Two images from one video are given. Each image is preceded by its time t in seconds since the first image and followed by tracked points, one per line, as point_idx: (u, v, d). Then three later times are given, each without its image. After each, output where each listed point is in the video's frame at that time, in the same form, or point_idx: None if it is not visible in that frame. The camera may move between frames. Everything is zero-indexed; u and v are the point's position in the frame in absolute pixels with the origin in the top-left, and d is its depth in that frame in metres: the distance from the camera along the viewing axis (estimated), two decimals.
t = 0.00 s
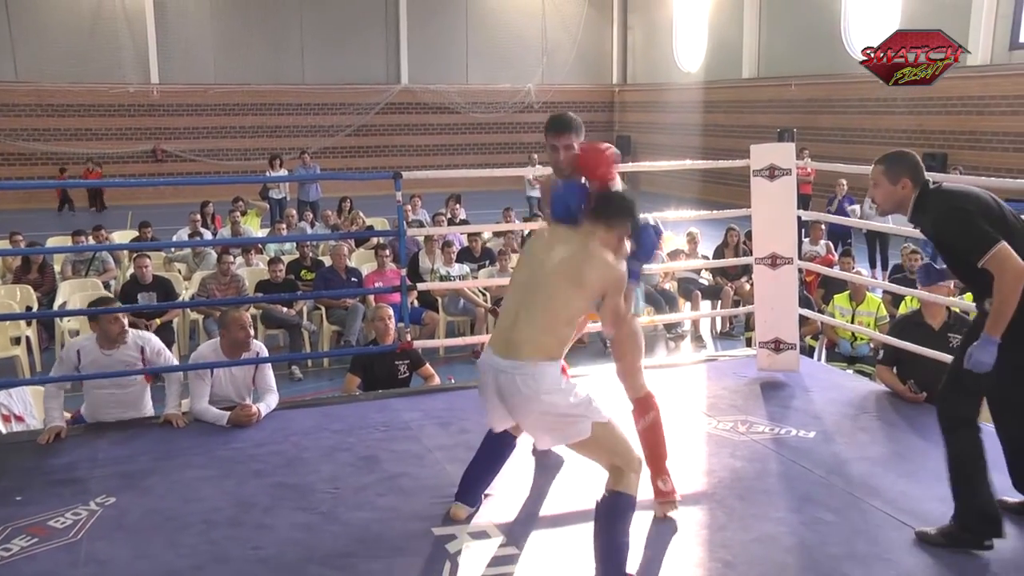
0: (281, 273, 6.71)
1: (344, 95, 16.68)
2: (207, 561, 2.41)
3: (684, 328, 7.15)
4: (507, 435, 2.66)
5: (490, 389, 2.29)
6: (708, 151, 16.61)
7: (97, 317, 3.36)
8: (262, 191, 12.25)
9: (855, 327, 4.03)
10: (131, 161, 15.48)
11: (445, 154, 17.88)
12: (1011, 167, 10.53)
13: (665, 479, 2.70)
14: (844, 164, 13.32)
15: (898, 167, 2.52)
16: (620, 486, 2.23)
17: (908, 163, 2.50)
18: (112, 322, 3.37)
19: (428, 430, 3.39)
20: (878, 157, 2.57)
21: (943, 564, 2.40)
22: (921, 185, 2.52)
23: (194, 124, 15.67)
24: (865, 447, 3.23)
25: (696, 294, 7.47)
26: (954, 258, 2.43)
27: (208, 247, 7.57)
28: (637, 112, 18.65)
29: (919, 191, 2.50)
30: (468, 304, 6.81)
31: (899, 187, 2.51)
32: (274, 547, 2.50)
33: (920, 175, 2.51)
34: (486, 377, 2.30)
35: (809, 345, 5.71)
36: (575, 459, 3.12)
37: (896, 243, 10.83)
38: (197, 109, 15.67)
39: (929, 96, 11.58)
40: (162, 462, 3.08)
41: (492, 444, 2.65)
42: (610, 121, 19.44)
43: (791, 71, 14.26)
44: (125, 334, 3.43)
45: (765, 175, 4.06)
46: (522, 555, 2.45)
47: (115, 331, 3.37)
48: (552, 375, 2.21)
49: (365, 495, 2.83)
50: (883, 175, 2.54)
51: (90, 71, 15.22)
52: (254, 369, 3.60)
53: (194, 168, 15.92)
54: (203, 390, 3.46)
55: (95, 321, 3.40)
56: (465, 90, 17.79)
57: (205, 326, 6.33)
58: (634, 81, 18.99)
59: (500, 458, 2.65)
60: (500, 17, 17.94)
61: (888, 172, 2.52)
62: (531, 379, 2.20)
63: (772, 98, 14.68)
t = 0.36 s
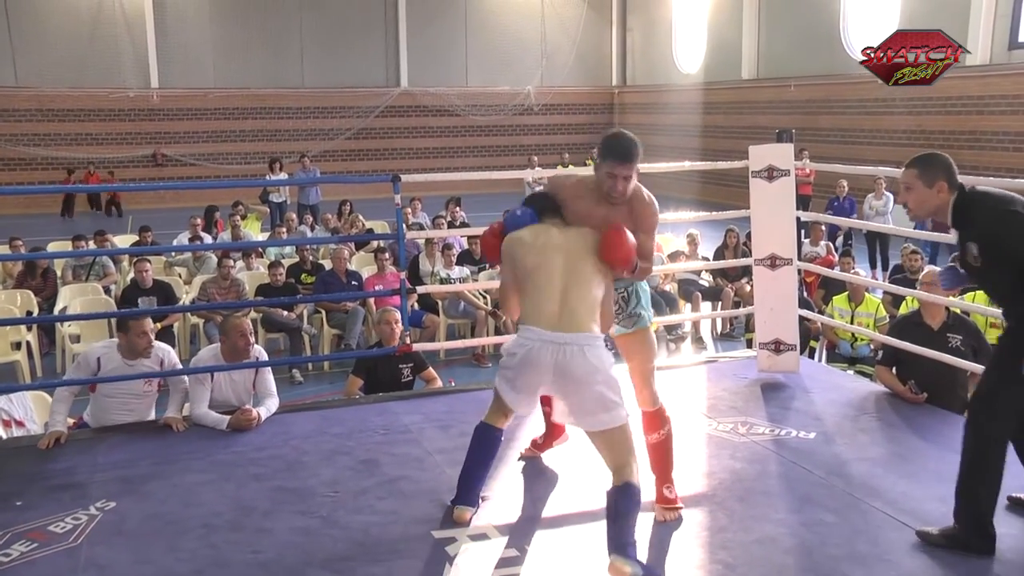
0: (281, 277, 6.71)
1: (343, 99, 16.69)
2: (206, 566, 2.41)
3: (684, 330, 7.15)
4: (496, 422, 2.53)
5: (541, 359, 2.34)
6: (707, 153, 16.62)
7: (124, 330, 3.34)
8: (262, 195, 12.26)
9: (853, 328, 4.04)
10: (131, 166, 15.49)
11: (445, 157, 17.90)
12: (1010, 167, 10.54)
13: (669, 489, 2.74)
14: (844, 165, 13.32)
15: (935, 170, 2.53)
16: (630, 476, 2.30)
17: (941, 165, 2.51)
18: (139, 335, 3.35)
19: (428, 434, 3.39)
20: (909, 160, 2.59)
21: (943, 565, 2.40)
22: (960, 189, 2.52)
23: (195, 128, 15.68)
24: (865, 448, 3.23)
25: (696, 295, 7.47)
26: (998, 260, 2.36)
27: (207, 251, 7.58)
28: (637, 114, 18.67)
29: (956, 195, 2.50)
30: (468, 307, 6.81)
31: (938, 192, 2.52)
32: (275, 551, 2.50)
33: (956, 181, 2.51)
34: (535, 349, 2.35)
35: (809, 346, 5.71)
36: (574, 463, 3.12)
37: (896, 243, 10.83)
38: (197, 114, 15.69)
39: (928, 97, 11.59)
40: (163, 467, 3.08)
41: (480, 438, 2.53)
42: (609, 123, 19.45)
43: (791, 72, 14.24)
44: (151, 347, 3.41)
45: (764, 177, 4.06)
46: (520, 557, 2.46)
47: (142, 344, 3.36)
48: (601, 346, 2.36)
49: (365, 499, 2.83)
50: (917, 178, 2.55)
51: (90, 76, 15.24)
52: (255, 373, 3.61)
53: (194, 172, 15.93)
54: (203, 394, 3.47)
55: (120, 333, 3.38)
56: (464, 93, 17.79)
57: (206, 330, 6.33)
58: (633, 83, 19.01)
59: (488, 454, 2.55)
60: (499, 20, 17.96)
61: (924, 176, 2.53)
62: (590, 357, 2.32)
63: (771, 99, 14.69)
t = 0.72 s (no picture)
0: (281, 278, 6.71)
1: (343, 100, 16.70)
2: (205, 567, 2.41)
3: (683, 332, 7.15)
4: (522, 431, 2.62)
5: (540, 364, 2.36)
6: (708, 154, 16.63)
7: (136, 332, 3.33)
8: (262, 196, 12.27)
9: (852, 329, 4.04)
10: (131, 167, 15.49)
11: (446, 158, 17.91)
12: (1010, 168, 10.54)
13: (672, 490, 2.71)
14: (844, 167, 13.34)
15: (954, 189, 2.52)
16: (656, 477, 2.26)
17: (961, 183, 2.50)
18: (152, 336, 3.33)
19: (428, 435, 3.39)
20: (926, 178, 2.59)
21: (943, 566, 2.40)
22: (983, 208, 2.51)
23: (195, 129, 15.69)
24: (864, 450, 3.23)
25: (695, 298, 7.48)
26: None
27: (207, 252, 7.58)
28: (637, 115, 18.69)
29: (979, 215, 2.50)
30: (468, 308, 6.81)
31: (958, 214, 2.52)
32: (274, 553, 2.50)
33: (977, 199, 2.50)
34: (536, 352, 2.37)
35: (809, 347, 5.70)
36: (575, 463, 3.12)
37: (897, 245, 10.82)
38: (198, 115, 15.70)
39: (927, 98, 11.60)
40: (163, 468, 3.08)
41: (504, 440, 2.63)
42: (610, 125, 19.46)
43: (791, 74, 14.25)
44: (163, 349, 3.40)
45: (764, 179, 4.06)
46: (522, 559, 2.45)
47: (154, 346, 3.34)
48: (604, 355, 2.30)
49: (365, 500, 2.83)
50: (934, 196, 2.55)
51: (90, 78, 15.24)
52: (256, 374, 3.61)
53: (194, 174, 15.94)
54: (204, 395, 3.47)
55: (133, 334, 3.37)
56: (464, 94, 17.80)
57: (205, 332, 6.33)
58: (633, 85, 19.02)
59: (508, 456, 2.64)
60: (499, 21, 17.96)
61: (941, 193, 2.53)
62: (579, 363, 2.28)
63: (770, 101, 14.72)
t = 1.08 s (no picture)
0: (281, 277, 6.71)
1: (343, 99, 16.71)
2: (204, 567, 2.41)
3: (683, 330, 7.14)
4: (500, 430, 2.59)
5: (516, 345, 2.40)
6: (708, 152, 16.61)
7: (132, 335, 3.31)
8: (262, 195, 12.28)
9: (851, 326, 4.04)
10: (131, 167, 15.50)
11: (445, 157, 17.90)
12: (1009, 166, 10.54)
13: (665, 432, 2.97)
14: (844, 164, 13.34)
15: (987, 119, 2.35)
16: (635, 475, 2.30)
17: (996, 115, 2.33)
18: (147, 338, 3.32)
19: (427, 434, 3.38)
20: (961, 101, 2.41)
21: (942, 564, 2.40)
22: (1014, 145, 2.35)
23: (195, 128, 15.69)
24: (864, 448, 3.23)
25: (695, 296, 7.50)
26: None
27: (206, 252, 7.58)
28: (637, 113, 18.68)
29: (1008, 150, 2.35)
30: (468, 307, 6.82)
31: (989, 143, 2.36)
32: (273, 552, 2.49)
33: (1009, 134, 2.34)
34: (514, 330, 2.42)
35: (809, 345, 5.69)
36: (574, 463, 3.11)
37: (897, 243, 10.81)
38: (197, 114, 15.70)
39: (927, 97, 11.60)
40: (162, 467, 3.08)
41: (485, 443, 2.60)
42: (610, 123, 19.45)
43: (791, 73, 14.24)
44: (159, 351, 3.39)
45: (763, 177, 4.06)
46: (522, 558, 2.45)
47: (150, 348, 3.33)
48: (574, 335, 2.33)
49: (365, 499, 2.83)
50: (963, 125, 2.40)
51: (89, 76, 15.24)
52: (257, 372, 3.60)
53: (194, 173, 15.95)
54: (204, 395, 3.47)
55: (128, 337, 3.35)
56: (464, 92, 17.80)
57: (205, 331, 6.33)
58: (633, 83, 19.01)
59: (494, 458, 2.61)
60: (499, 19, 17.95)
61: (969, 123, 2.38)
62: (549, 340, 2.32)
63: (770, 99, 14.72)
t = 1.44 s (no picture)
0: (281, 275, 6.71)
1: (342, 97, 16.73)
2: (204, 566, 2.41)
3: (683, 327, 7.14)
4: (485, 429, 2.56)
5: (509, 330, 2.42)
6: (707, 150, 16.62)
7: (125, 331, 3.33)
8: (262, 194, 12.28)
9: (849, 323, 4.03)
10: (131, 165, 15.52)
11: (444, 155, 17.91)
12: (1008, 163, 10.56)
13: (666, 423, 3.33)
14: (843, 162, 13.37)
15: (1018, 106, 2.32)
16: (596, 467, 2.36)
17: None
18: (141, 333, 3.33)
19: (427, 432, 3.38)
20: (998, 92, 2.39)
21: (942, 561, 2.40)
22: None
23: (194, 127, 15.70)
24: (864, 445, 3.22)
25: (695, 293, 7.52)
26: None
27: (206, 250, 7.59)
28: (636, 111, 18.70)
29: None
30: (467, 305, 6.83)
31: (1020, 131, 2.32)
32: (273, 551, 2.49)
33: None
34: (505, 319, 2.44)
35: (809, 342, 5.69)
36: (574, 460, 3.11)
37: (895, 239, 10.83)
38: (197, 112, 15.71)
39: (926, 94, 11.61)
40: (162, 466, 3.08)
41: (472, 444, 2.57)
42: (609, 121, 19.45)
43: (791, 70, 14.24)
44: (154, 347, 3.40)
45: (762, 174, 4.06)
46: (520, 556, 2.45)
47: (144, 343, 3.34)
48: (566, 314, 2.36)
49: (364, 497, 2.82)
50: (996, 114, 2.37)
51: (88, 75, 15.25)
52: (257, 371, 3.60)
53: (194, 172, 15.97)
54: (203, 393, 3.47)
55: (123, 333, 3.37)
56: (463, 91, 17.81)
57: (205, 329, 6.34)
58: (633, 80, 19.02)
59: (482, 458, 2.59)
60: (498, 16, 17.93)
61: (1001, 110, 2.35)
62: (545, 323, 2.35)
63: (769, 96, 14.74)
